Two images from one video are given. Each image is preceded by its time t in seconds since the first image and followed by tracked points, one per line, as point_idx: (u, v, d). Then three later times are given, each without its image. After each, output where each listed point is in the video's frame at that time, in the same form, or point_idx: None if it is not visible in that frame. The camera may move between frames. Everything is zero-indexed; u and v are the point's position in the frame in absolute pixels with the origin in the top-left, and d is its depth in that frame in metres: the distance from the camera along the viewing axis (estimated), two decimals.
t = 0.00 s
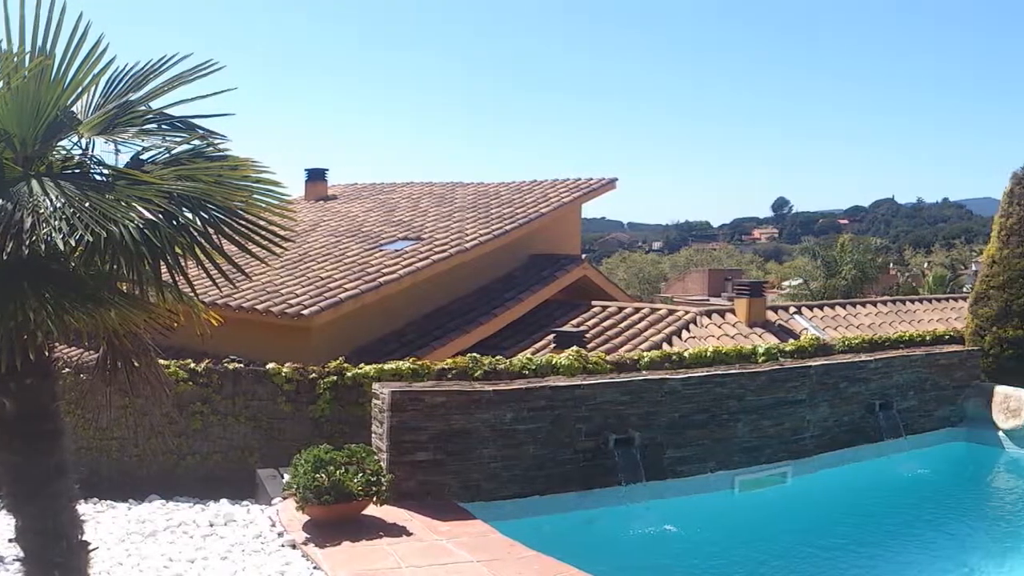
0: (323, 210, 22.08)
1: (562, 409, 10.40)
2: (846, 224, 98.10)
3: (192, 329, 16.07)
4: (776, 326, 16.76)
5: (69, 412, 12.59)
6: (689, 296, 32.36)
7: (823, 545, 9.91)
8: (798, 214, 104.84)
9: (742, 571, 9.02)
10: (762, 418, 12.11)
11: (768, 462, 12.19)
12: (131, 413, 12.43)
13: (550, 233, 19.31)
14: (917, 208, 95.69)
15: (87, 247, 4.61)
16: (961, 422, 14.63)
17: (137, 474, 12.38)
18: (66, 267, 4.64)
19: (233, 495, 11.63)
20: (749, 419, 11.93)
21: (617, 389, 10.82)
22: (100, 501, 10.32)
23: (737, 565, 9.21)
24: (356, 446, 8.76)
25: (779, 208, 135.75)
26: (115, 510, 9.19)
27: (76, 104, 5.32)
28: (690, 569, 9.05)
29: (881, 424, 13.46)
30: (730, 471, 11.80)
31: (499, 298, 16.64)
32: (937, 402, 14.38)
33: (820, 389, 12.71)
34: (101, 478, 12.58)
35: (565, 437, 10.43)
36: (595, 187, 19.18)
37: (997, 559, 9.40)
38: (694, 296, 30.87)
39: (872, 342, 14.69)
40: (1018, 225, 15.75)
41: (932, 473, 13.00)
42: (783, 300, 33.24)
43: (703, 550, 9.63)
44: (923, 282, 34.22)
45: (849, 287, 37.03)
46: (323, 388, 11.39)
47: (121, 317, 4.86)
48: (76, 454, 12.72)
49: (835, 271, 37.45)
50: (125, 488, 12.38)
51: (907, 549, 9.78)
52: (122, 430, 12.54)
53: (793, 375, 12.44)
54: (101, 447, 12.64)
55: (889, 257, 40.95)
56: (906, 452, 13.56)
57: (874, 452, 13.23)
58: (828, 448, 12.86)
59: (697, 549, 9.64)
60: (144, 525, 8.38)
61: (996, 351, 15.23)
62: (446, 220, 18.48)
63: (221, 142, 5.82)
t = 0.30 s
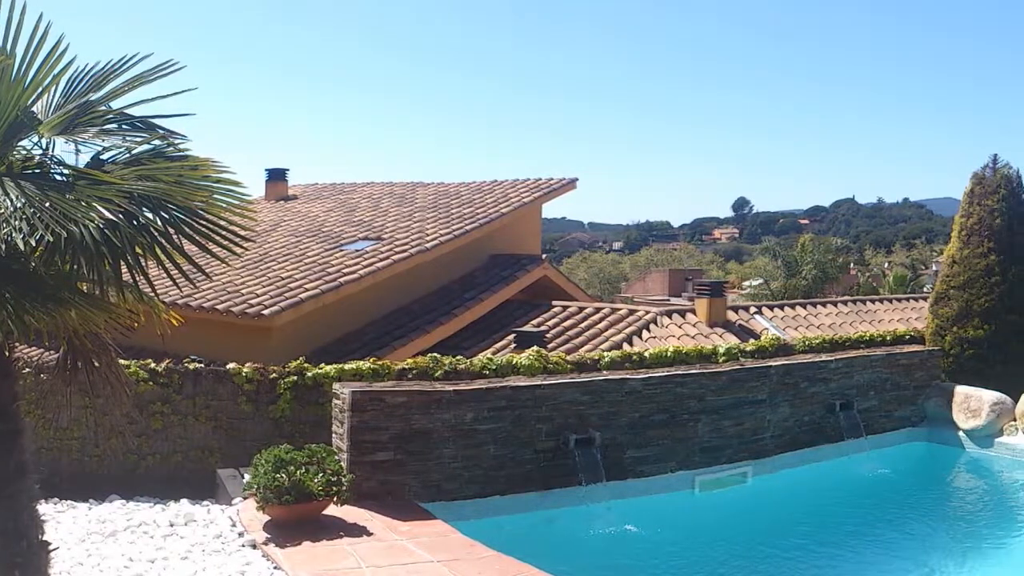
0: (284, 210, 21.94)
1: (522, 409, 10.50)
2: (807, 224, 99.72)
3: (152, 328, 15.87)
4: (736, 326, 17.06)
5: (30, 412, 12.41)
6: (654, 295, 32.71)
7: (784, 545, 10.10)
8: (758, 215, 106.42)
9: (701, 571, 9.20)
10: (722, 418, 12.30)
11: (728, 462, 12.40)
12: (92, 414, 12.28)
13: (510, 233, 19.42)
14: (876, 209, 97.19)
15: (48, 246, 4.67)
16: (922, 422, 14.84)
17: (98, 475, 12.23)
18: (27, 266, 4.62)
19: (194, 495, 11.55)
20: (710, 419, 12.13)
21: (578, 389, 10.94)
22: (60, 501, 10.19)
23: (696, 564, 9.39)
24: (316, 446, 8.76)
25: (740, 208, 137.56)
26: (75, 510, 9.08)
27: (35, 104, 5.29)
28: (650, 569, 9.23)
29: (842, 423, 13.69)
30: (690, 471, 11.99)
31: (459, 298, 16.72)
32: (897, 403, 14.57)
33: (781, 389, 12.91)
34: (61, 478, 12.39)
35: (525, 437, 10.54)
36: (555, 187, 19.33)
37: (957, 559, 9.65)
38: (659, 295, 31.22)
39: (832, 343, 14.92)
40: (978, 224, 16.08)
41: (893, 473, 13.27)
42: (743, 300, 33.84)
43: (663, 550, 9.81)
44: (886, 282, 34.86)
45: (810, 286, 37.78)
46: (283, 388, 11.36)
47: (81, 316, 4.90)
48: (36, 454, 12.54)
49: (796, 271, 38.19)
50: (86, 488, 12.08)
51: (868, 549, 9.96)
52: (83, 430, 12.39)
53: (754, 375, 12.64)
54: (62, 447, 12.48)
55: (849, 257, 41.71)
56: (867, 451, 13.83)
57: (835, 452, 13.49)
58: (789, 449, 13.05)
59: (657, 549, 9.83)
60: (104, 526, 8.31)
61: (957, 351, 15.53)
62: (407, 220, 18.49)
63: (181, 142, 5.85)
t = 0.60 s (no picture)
0: (243, 210, 21.76)
1: (482, 409, 10.60)
2: (766, 224, 101.19)
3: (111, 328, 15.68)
4: (696, 326, 17.32)
5: None
6: (618, 295, 32.93)
7: (743, 545, 10.28)
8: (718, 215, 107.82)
9: (660, 571, 9.35)
10: (682, 419, 12.49)
11: (688, 462, 12.60)
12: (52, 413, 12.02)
13: (471, 233, 19.50)
14: (835, 209, 98.67)
15: (9, 246, 5.25)
16: (882, 422, 15.05)
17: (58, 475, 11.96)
18: None
19: (154, 495, 11.47)
20: (670, 419, 12.32)
21: (538, 389, 11.06)
22: (18, 502, 10.06)
23: (656, 565, 9.55)
24: (276, 446, 8.77)
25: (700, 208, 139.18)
26: (35, 510, 8.98)
27: None
28: (610, 569, 9.38)
29: (802, 424, 13.92)
30: (651, 471, 12.19)
31: (419, 298, 16.75)
32: (857, 403, 14.77)
33: (740, 389, 13.12)
34: (21, 479, 11.94)
35: (485, 437, 10.64)
36: (515, 187, 19.44)
37: (918, 559, 9.78)
38: (623, 295, 31.46)
39: (793, 346, 15.13)
40: (939, 225, 16.00)
41: (852, 472, 13.52)
42: (703, 300, 34.38)
43: (623, 550, 9.98)
44: (846, 282, 35.48)
45: (770, 286, 38.47)
46: (244, 387, 11.32)
47: (41, 315, 5.62)
48: None
49: (756, 271, 38.91)
50: (47, 488, 11.67)
51: (828, 549, 10.13)
52: (44, 430, 12.08)
53: (713, 375, 12.84)
54: (21, 447, 12.13)
55: (809, 257, 42.37)
56: (827, 451, 14.09)
57: (794, 452, 13.76)
58: (749, 449, 13.29)
59: (617, 549, 10.00)
60: (64, 526, 8.23)
61: (917, 351, 15.61)
62: (367, 220, 18.47)
63: (141, 141, 6.48)
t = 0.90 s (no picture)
0: (203, 211, 21.42)
1: (443, 409, 10.55)
2: (727, 224, 102.32)
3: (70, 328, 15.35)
4: (657, 326, 17.43)
5: None
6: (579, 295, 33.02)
7: (704, 545, 10.34)
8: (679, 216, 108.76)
9: (621, 572, 9.38)
10: (643, 418, 12.55)
11: (649, 462, 12.65)
12: (11, 412, 11.70)
13: (431, 233, 19.41)
14: (795, 209, 99.98)
15: None
16: (842, 422, 15.23)
17: (17, 475, 11.69)
18: None
19: (115, 496, 11.27)
20: (631, 418, 12.36)
21: (498, 389, 11.04)
22: None
23: (617, 565, 9.59)
24: (236, 446, 8.64)
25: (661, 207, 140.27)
26: None
27: None
28: (571, 569, 9.39)
29: (762, 423, 14.06)
30: (612, 471, 12.22)
31: (379, 298, 16.64)
32: (817, 403, 14.96)
33: (700, 389, 13.21)
34: None
35: (446, 437, 10.59)
36: (476, 187, 19.39)
37: (878, 559, 9.88)
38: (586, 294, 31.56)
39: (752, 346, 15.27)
40: (900, 225, 16.28)
41: (812, 472, 13.68)
42: (664, 300, 34.64)
43: (584, 550, 10.00)
44: (807, 282, 35.98)
45: (730, 286, 38.89)
46: (204, 387, 11.15)
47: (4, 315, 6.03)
48: None
49: (717, 271, 39.28)
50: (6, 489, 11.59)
51: (788, 549, 10.23)
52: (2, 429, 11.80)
53: (673, 375, 12.91)
54: None
55: (769, 257, 42.88)
56: (787, 451, 14.25)
57: (754, 452, 13.90)
58: (709, 448, 13.39)
59: (578, 549, 10.02)
60: (23, 526, 8.00)
61: (877, 351, 15.92)
62: (328, 220, 18.30)
63: (102, 142, 6.89)
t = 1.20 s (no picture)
0: (163, 211, 21.07)
1: (403, 409, 10.50)
2: (688, 224, 103.24)
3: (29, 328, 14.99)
4: (617, 326, 17.52)
5: None
6: (541, 294, 33.13)
7: (664, 545, 10.38)
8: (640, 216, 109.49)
9: (582, 571, 9.39)
10: (603, 418, 12.60)
11: (609, 462, 12.71)
12: None
13: (392, 233, 19.30)
14: (755, 210, 101.27)
15: None
16: (802, 422, 15.39)
17: None
18: None
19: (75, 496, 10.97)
20: (590, 418, 12.41)
21: (459, 389, 11.03)
22: None
23: (578, 565, 9.60)
24: (197, 446, 8.51)
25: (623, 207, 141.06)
26: None
27: None
28: (531, 568, 9.39)
29: (722, 423, 14.19)
30: (572, 471, 12.24)
31: (339, 298, 16.50)
32: (778, 403, 15.13)
33: (660, 389, 13.31)
34: None
35: (406, 438, 10.55)
36: (436, 187, 19.34)
37: (838, 559, 9.90)
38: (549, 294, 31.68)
39: (714, 345, 15.37)
40: (860, 225, 16.57)
41: (772, 472, 13.78)
42: (624, 300, 34.80)
43: (544, 550, 10.00)
44: (768, 282, 36.48)
45: (690, 286, 39.22)
46: (164, 387, 10.98)
47: None
48: None
49: (677, 271, 39.56)
50: None
51: (749, 549, 10.27)
52: None
53: (633, 375, 12.98)
54: None
55: (730, 257, 43.37)
56: (747, 451, 14.38)
57: (714, 452, 14.02)
58: (668, 448, 13.49)
59: (539, 549, 10.02)
60: None
61: (838, 351, 16.21)
62: (288, 220, 18.12)
63: (62, 141, 6.87)
